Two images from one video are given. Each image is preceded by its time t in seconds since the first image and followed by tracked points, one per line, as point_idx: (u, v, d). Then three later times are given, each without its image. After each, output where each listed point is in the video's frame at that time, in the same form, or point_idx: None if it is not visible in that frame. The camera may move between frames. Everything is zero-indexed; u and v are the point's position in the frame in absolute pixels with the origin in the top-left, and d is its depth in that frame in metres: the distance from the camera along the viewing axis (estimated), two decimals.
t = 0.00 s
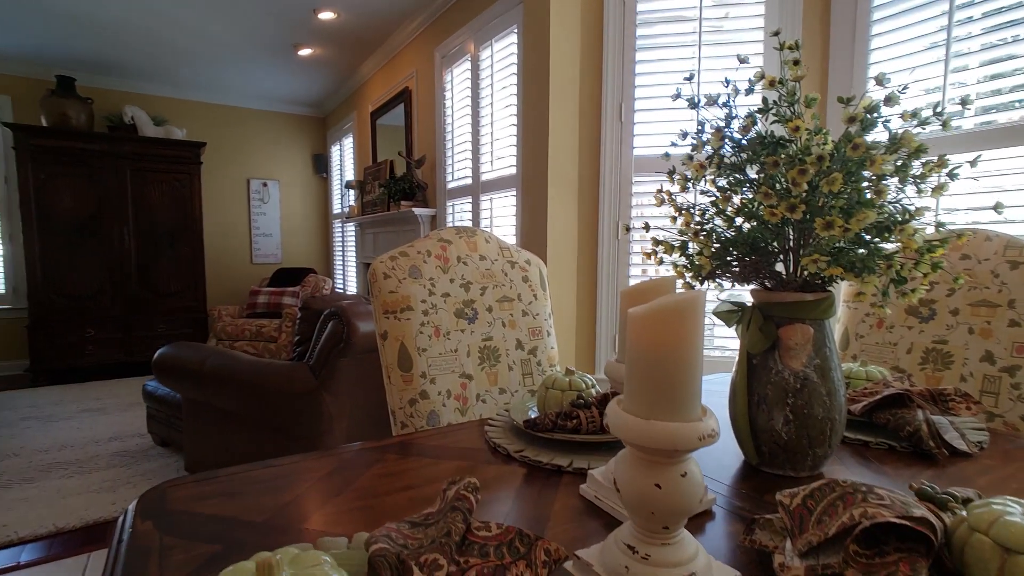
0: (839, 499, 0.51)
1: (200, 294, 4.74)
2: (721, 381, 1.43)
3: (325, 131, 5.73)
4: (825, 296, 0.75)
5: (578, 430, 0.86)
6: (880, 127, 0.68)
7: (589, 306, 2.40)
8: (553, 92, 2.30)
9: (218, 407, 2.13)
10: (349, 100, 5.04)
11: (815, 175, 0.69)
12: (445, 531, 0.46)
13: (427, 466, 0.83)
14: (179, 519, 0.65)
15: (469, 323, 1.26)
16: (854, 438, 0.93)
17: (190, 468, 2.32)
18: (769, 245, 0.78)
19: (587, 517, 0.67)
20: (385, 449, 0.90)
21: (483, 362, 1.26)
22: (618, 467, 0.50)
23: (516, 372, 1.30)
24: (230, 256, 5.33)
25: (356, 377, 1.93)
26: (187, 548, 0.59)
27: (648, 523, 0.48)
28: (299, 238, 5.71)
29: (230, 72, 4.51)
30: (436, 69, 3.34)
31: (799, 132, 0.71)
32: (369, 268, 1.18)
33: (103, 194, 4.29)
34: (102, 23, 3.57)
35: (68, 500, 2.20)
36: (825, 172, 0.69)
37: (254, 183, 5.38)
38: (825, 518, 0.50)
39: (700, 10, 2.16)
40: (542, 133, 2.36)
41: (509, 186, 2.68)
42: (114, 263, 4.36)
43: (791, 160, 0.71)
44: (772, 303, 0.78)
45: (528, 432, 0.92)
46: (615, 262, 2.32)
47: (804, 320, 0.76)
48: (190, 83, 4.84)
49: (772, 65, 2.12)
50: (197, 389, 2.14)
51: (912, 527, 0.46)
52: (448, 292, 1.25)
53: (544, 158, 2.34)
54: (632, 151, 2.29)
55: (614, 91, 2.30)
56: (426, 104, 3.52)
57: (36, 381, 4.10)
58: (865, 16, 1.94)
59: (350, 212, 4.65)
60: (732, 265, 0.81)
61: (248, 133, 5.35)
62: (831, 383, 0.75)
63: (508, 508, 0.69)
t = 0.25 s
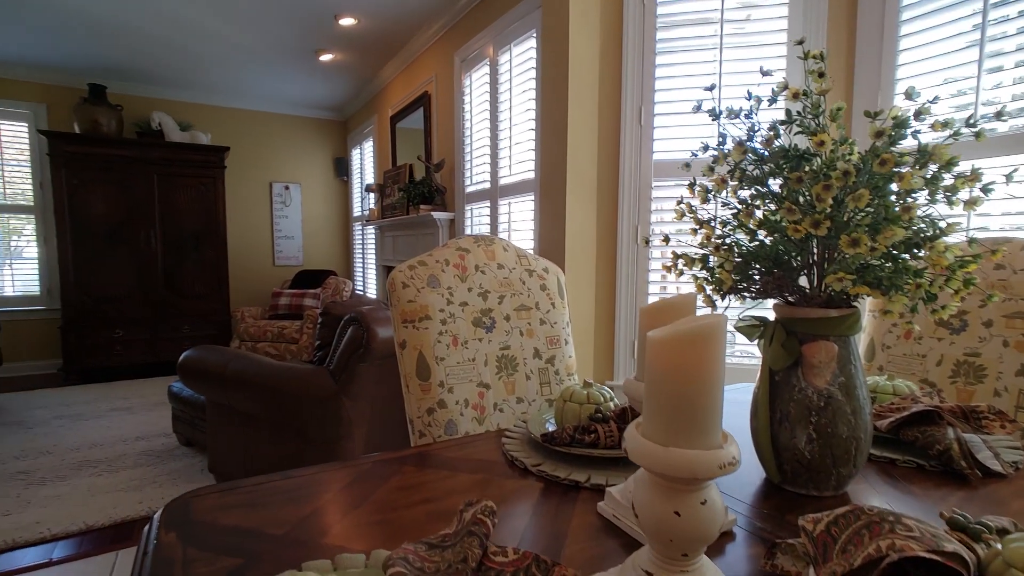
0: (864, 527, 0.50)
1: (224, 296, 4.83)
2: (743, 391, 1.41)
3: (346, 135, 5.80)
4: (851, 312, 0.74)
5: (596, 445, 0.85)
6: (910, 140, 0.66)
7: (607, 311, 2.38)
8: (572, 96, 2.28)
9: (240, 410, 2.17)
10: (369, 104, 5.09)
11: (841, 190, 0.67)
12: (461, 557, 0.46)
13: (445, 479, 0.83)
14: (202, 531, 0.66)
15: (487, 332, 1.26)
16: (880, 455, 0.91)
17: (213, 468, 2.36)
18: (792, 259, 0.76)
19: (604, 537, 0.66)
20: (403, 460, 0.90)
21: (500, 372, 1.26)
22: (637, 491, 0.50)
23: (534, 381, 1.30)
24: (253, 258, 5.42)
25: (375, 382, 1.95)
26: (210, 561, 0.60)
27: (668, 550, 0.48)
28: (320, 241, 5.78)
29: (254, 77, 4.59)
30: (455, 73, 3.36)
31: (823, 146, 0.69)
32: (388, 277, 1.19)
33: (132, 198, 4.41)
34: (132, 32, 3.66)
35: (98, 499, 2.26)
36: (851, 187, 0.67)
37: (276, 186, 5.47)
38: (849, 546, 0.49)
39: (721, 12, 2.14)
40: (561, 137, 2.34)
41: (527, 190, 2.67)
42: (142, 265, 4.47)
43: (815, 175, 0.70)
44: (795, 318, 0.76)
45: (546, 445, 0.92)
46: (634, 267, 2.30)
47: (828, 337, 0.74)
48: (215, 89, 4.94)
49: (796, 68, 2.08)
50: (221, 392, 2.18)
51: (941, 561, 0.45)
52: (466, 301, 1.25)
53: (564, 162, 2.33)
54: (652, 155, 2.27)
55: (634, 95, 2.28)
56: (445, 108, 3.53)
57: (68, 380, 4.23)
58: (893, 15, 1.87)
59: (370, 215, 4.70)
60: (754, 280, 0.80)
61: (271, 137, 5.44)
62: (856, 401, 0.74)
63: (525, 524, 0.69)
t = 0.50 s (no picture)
0: (891, 558, 0.48)
1: (247, 297, 4.92)
2: (765, 402, 1.38)
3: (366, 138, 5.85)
4: (877, 329, 0.72)
5: (615, 459, 0.84)
6: (940, 155, 0.64)
7: (626, 317, 2.36)
8: (591, 100, 2.27)
9: (262, 412, 2.20)
10: (389, 108, 5.13)
11: (867, 207, 0.66)
12: None
13: (462, 491, 0.84)
14: (224, 543, 0.67)
15: (504, 340, 1.26)
16: (907, 473, 0.89)
17: (236, 469, 2.41)
18: (816, 275, 0.75)
19: (622, 555, 0.66)
20: (421, 471, 0.91)
21: (518, 381, 1.26)
22: (654, 516, 0.49)
23: (551, 390, 1.29)
24: (275, 260, 5.51)
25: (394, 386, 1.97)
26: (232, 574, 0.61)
27: None
28: (340, 243, 5.85)
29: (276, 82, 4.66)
30: (474, 77, 3.37)
31: (849, 161, 0.67)
32: (407, 286, 1.20)
33: (159, 202, 4.52)
34: (159, 41, 3.75)
35: (125, 497, 2.32)
36: (878, 204, 0.66)
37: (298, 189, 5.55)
38: None
39: (743, 15, 2.10)
40: (580, 142, 2.33)
41: (546, 194, 2.67)
42: (168, 267, 4.58)
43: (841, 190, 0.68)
44: (818, 334, 0.74)
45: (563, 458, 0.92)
46: (653, 272, 2.28)
47: (853, 354, 0.72)
48: (239, 95, 5.03)
49: (819, 71, 2.04)
50: (243, 394, 2.22)
51: None
52: (483, 310, 1.25)
53: (582, 166, 2.31)
54: (671, 160, 2.25)
55: (653, 98, 2.26)
56: (464, 112, 3.55)
57: (98, 379, 4.35)
58: (922, 16, 1.82)
59: (390, 218, 4.74)
60: (776, 295, 0.78)
61: (293, 141, 5.52)
62: (882, 421, 0.72)
63: (542, 540, 0.69)
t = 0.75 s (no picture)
0: None
1: (273, 299, 5.02)
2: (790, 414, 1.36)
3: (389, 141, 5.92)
4: (908, 348, 0.70)
5: (636, 474, 0.84)
6: (975, 172, 0.62)
7: (648, 324, 2.33)
8: (613, 105, 2.25)
9: (287, 415, 2.25)
10: (411, 112, 5.18)
11: (897, 225, 0.64)
12: None
13: (482, 504, 0.84)
14: (251, 552, 0.69)
15: (525, 350, 1.26)
16: (941, 494, 0.86)
17: (262, 470, 2.46)
18: (843, 292, 0.73)
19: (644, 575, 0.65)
20: (442, 483, 0.92)
21: (539, 390, 1.26)
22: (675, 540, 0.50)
23: (572, 400, 1.29)
24: (300, 262, 5.61)
25: (415, 391, 1.99)
26: None
27: None
28: (364, 245, 5.93)
29: (302, 88, 4.75)
30: (496, 82, 3.38)
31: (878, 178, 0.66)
32: (429, 295, 1.21)
33: (189, 206, 4.64)
34: (190, 50, 3.86)
35: (156, 495, 2.39)
36: (909, 222, 0.64)
37: (323, 193, 5.64)
38: None
39: (769, 17, 2.07)
40: (602, 147, 2.31)
41: (567, 199, 2.66)
42: (198, 270, 4.70)
43: (870, 208, 0.67)
44: (845, 352, 0.73)
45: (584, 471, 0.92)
46: (676, 278, 2.26)
47: (882, 373, 0.70)
48: (266, 101, 5.14)
49: (847, 84, 2.00)
50: (268, 397, 2.27)
51: None
52: (504, 319, 1.26)
53: (604, 172, 2.29)
54: (695, 165, 2.23)
55: (676, 103, 2.24)
56: (486, 116, 3.56)
57: (131, 378, 4.49)
58: (958, 17, 1.77)
59: (412, 221, 4.78)
60: (802, 311, 0.77)
61: (318, 146, 5.62)
62: (912, 442, 0.70)
63: (562, 557, 0.69)
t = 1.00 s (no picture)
0: None
1: (295, 301, 5.10)
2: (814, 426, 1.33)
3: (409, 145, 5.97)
4: (935, 369, 0.69)
5: (655, 490, 0.84)
6: (1006, 194, 0.61)
7: (667, 332, 2.31)
8: (633, 111, 2.24)
9: (309, 418, 2.29)
10: (431, 116, 5.22)
11: (924, 245, 0.63)
12: None
13: (500, 518, 0.84)
14: (273, 564, 0.70)
15: (543, 359, 1.27)
16: (973, 517, 0.84)
17: (284, 471, 2.50)
18: (868, 311, 0.72)
19: None
20: (460, 495, 0.92)
21: (557, 401, 1.26)
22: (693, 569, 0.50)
23: (591, 410, 1.29)
24: (321, 264, 5.69)
25: (435, 396, 2.01)
26: None
27: None
28: (384, 248, 5.99)
29: (324, 93, 4.82)
30: (515, 87, 3.38)
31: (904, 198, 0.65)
32: (448, 305, 1.22)
33: (214, 210, 4.74)
34: (216, 58, 3.95)
35: (183, 494, 2.45)
36: (937, 243, 0.63)
37: (344, 196, 5.71)
38: None
39: (793, 21, 2.04)
40: (622, 153, 2.29)
41: (586, 204, 2.66)
42: (223, 272, 4.80)
43: (896, 227, 0.65)
44: (870, 371, 0.72)
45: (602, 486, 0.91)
46: (696, 285, 2.24)
47: (908, 395, 0.69)
48: (289, 106, 5.22)
49: (873, 95, 1.97)
50: (291, 400, 2.31)
51: None
52: (523, 329, 1.26)
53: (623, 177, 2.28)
54: (716, 170, 2.20)
55: (697, 107, 2.22)
56: (505, 121, 3.57)
57: (158, 377, 4.61)
58: (991, 20, 1.72)
59: (431, 224, 4.82)
60: (825, 329, 0.76)
61: (339, 149, 5.69)
62: (940, 465, 0.69)
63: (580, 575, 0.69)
